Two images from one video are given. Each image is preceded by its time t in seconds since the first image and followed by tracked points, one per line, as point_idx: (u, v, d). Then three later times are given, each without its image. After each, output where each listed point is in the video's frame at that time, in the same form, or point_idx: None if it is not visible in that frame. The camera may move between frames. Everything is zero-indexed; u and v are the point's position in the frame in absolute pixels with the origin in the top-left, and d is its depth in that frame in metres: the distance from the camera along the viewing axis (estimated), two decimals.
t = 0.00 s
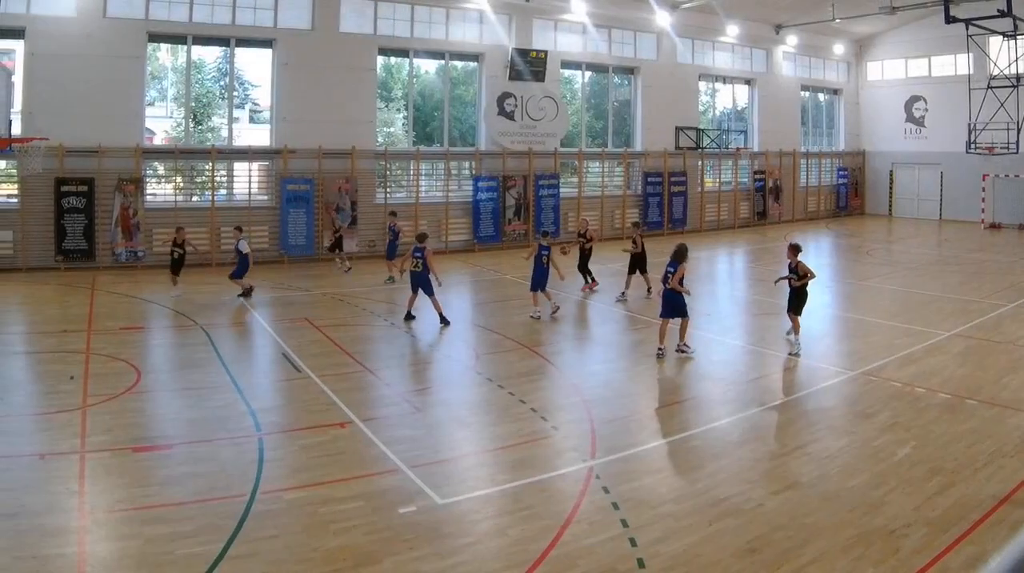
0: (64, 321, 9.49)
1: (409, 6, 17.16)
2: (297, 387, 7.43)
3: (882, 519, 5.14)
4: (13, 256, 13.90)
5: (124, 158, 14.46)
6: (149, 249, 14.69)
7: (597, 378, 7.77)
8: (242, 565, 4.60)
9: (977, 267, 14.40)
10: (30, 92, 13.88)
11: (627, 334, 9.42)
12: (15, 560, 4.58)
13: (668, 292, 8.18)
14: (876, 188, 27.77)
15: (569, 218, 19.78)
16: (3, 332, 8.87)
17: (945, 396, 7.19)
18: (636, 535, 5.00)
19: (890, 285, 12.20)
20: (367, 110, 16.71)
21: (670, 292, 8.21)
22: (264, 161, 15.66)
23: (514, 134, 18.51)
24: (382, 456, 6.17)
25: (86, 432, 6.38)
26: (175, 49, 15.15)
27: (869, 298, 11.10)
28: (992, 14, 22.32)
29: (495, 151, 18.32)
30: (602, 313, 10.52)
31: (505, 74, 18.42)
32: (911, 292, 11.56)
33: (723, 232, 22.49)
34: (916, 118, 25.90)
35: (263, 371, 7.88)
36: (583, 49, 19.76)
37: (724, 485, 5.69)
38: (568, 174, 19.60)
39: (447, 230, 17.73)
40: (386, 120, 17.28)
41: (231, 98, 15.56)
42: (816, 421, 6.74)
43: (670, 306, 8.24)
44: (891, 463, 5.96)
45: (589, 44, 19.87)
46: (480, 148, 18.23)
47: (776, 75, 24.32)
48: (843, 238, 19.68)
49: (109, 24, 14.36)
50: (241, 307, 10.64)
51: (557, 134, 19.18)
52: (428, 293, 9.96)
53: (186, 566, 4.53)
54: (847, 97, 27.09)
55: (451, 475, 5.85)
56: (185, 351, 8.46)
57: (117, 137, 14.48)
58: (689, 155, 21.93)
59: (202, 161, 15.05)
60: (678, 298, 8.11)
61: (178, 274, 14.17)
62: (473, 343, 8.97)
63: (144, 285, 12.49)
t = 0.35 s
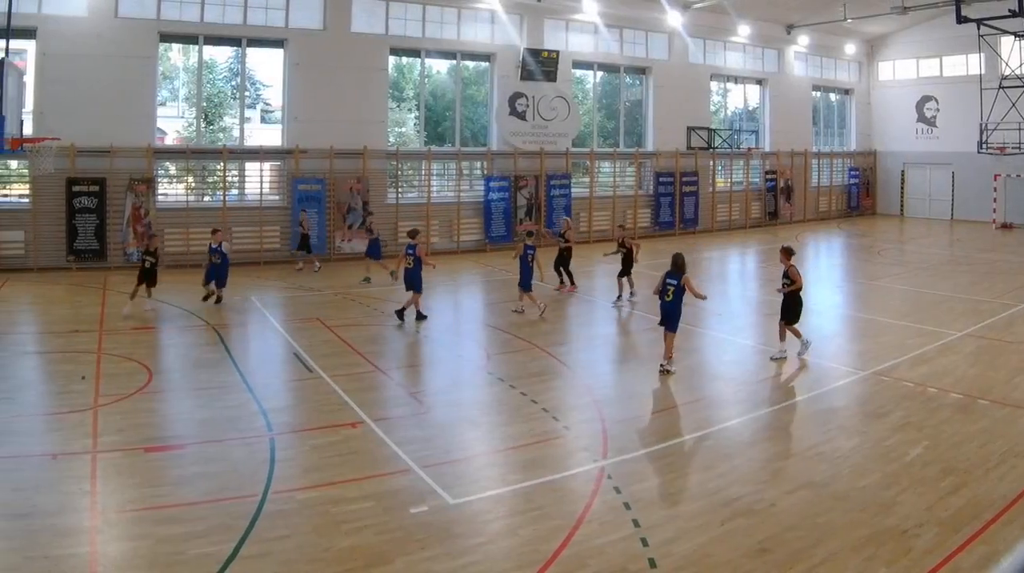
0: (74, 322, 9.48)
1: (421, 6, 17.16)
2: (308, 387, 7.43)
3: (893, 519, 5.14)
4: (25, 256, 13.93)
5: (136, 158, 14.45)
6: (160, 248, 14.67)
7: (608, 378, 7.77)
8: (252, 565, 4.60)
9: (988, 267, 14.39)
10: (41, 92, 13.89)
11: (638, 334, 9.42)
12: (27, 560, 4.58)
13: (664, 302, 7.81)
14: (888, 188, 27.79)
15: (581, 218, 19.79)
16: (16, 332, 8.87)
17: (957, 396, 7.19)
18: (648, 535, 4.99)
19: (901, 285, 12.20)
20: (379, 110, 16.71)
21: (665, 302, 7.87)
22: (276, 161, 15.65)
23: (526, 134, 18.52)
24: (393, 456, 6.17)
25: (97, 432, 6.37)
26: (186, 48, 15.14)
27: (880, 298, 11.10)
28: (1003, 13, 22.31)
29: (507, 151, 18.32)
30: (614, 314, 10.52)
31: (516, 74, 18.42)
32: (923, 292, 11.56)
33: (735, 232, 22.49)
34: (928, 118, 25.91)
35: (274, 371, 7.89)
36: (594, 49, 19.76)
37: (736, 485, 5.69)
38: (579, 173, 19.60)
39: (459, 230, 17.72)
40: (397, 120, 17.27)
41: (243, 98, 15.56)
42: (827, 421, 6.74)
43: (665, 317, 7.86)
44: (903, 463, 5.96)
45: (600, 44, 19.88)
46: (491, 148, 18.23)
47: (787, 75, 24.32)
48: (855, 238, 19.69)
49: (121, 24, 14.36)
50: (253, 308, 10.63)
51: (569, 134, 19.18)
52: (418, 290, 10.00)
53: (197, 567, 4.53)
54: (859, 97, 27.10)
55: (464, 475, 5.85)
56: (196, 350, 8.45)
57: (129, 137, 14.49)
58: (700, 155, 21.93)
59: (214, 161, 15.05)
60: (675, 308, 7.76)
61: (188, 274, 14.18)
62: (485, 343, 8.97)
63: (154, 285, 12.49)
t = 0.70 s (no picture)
0: (87, 322, 9.48)
1: (434, 6, 17.17)
2: (322, 387, 7.43)
3: (906, 519, 5.14)
4: (38, 257, 13.91)
5: (149, 157, 14.46)
6: (174, 249, 14.70)
7: (622, 377, 7.76)
8: (265, 565, 4.60)
9: (1002, 267, 14.38)
10: (55, 92, 13.90)
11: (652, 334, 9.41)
12: (40, 560, 4.58)
13: (665, 311, 7.52)
14: (902, 188, 27.79)
15: (594, 218, 19.79)
16: (29, 332, 8.88)
17: (971, 396, 7.19)
18: (662, 535, 5.00)
19: (915, 285, 12.19)
20: (392, 110, 16.71)
21: (665, 311, 7.58)
22: (289, 161, 15.65)
23: (539, 134, 18.53)
24: (407, 456, 6.17)
25: (111, 432, 6.38)
26: (200, 48, 15.15)
27: (894, 298, 11.09)
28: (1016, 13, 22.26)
29: (520, 151, 18.33)
30: (629, 314, 10.52)
31: (530, 74, 18.43)
32: (937, 292, 11.55)
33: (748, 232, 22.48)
34: (942, 118, 25.89)
35: (287, 371, 7.89)
36: (608, 49, 19.76)
37: (750, 485, 5.69)
38: (593, 173, 19.62)
39: (472, 230, 17.73)
40: (410, 120, 17.27)
41: (256, 98, 15.57)
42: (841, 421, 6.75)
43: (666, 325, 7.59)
44: (917, 463, 5.96)
45: (614, 44, 19.88)
46: (504, 148, 18.23)
47: (801, 75, 24.32)
48: (868, 238, 19.69)
49: (134, 24, 14.37)
50: (268, 307, 10.63)
51: (582, 134, 19.18)
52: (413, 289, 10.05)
53: (211, 566, 4.53)
54: (872, 97, 27.13)
55: (478, 475, 5.85)
56: (210, 350, 8.45)
57: (142, 137, 14.51)
58: (714, 155, 21.91)
59: (227, 161, 15.06)
60: (675, 317, 7.52)
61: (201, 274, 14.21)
62: (500, 343, 8.98)
63: (167, 285, 12.49)
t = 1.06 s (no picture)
0: (100, 322, 9.47)
1: (447, 6, 17.18)
2: (334, 387, 7.43)
3: (919, 519, 5.14)
4: (50, 257, 13.90)
5: (162, 157, 14.47)
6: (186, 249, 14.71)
7: (634, 377, 7.76)
8: (278, 565, 4.60)
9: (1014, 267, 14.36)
10: (67, 92, 13.92)
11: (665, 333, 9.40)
12: (53, 560, 4.58)
13: (663, 309, 7.29)
14: (914, 188, 27.80)
15: (607, 218, 19.79)
16: (42, 332, 8.87)
17: (983, 396, 7.19)
18: (674, 535, 4.99)
19: (928, 285, 12.19)
20: (405, 110, 16.71)
21: (661, 309, 7.34)
22: (302, 161, 15.65)
23: (552, 134, 18.54)
24: (420, 456, 6.17)
25: (123, 433, 6.38)
26: (212, 49, 15.16)
27: (906, 298, 11.09)
28: None
29: (533, 151, 18.33)
30: (641, 314, 10.53)
31: (543, 74, 18.44)
32: (950, 292, 11.55)
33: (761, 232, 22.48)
34: (954, 118, 25.91)
35: (299, 371, 7.90)
36: (621, 49, 19.76)
37: (763, 484, 5.69)
38: (605, 173, 19.62)
39: (485, 230, 17.74)
40: (423, 120, 17.27)
41: (269, 98, 15.58)
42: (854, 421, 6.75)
43: (660, 324, 7.34)
44: (930, 463, 5.96)
45: (627, 44, 19.87)
46: (517, 148, 18.24)
47: (813, 75, 24.33)
48: (880, 238, 19.70)
49: (147, 24, 14.38)
50: (280, 308, 10.63)
51: (595, 134, 19.17)
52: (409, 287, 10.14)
53: (223, 566, 4.53)
54: (885, 97, 27.15)
55: (490, 475, 5.85)
56: (223, 350, 8.45)
57: (155, 137, 14.52)
58: (726, 155, 21.91)
59: (240, 161, 15.06)
60: (671, 316, 7.29)
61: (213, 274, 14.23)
62: (512, 343, 8.98)
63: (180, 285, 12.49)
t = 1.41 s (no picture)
0: (111, 322, 9.47)
1: (458, 6, 17.18)
2: (345, 387, 7.43)
3: (930, 519, 5.14)
4: (61, 257, 13.89)
5: (173, 158, 14.46)
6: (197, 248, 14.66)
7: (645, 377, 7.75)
8: (288, 564, 4.61)
9: None
10: (79, 92, 13.92)
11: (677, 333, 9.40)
12: (64, 560, 4.57)
13: (658, 316, 7.26)
14: (926, 188, 27.81)
15: (618, 218, 19.77)
16: (54, 332, 8.87)
17: (995, 396, 7.19)
18: (686, 535, 5.00)
19: (940, 285, 12.19)
20: (417, 110, 16.71)
21: (656, 317, 7.31)
22: (313, 161, 15.66)
23: (564, 134, 18.52)
24: (431, 456, 6.17)
25: (135, 433, 6.38)
26: (224, 49, 15.16)
27: (917, 298, 11.09)
28: None
29: (545, 151, 18.33)
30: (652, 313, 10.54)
31: (554, 74, 18.44)
32: (962, 292, 11.55)
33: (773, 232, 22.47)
34: (966, 118, 25.92)
35: (310, 371, 7.89)
36: (632, 49, 19.75)
37: (775, 484, 5.69)
38: (617, 173, 19.61)
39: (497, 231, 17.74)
40: (434, 120, 17.27)
41: (280, 98, 15.60)
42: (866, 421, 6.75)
43: (657, 332, 7.30)
44: (941, 463, 5.96)
45: (638, 44, 19.87)
46: (529, 148, 18.24)
47: (825, 75, 24.32)
48: (892, 238, 19.69)
49: (158, 23, 14.37)
50: (292, 308, 10.63)
51: (607, 134, 19.16)
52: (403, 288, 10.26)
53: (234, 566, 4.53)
54: (896, 97, 27.15)
55: (502, 476, 5.84)
56: (235, 350, 8.45)
57: (166, 137, 14.51)
58: (738, 155, 21.90)
59: (251, 161, 15.06)
60: (667, 323, 7.27)
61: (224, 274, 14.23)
62: (525, 343, 8.98)
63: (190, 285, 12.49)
